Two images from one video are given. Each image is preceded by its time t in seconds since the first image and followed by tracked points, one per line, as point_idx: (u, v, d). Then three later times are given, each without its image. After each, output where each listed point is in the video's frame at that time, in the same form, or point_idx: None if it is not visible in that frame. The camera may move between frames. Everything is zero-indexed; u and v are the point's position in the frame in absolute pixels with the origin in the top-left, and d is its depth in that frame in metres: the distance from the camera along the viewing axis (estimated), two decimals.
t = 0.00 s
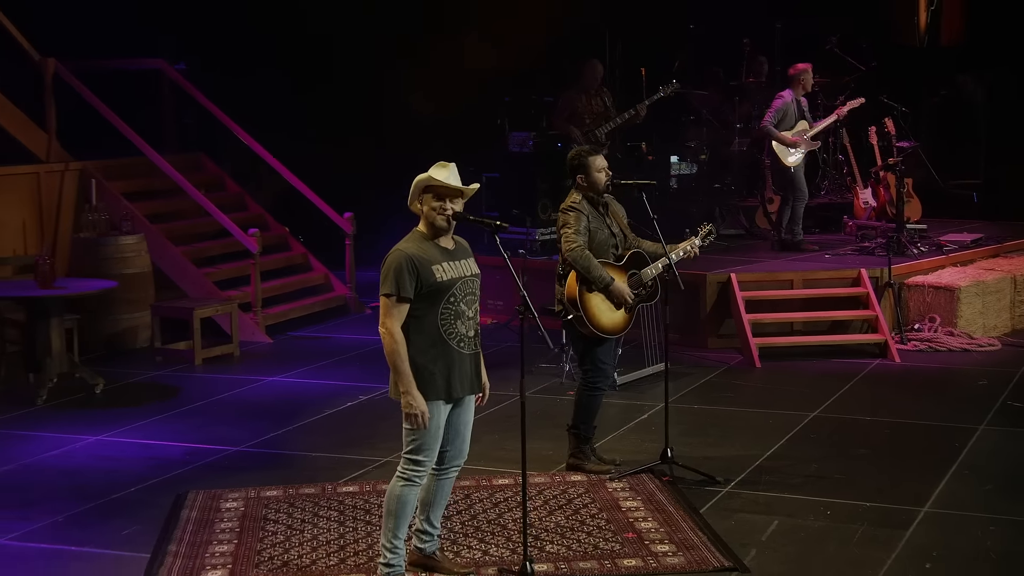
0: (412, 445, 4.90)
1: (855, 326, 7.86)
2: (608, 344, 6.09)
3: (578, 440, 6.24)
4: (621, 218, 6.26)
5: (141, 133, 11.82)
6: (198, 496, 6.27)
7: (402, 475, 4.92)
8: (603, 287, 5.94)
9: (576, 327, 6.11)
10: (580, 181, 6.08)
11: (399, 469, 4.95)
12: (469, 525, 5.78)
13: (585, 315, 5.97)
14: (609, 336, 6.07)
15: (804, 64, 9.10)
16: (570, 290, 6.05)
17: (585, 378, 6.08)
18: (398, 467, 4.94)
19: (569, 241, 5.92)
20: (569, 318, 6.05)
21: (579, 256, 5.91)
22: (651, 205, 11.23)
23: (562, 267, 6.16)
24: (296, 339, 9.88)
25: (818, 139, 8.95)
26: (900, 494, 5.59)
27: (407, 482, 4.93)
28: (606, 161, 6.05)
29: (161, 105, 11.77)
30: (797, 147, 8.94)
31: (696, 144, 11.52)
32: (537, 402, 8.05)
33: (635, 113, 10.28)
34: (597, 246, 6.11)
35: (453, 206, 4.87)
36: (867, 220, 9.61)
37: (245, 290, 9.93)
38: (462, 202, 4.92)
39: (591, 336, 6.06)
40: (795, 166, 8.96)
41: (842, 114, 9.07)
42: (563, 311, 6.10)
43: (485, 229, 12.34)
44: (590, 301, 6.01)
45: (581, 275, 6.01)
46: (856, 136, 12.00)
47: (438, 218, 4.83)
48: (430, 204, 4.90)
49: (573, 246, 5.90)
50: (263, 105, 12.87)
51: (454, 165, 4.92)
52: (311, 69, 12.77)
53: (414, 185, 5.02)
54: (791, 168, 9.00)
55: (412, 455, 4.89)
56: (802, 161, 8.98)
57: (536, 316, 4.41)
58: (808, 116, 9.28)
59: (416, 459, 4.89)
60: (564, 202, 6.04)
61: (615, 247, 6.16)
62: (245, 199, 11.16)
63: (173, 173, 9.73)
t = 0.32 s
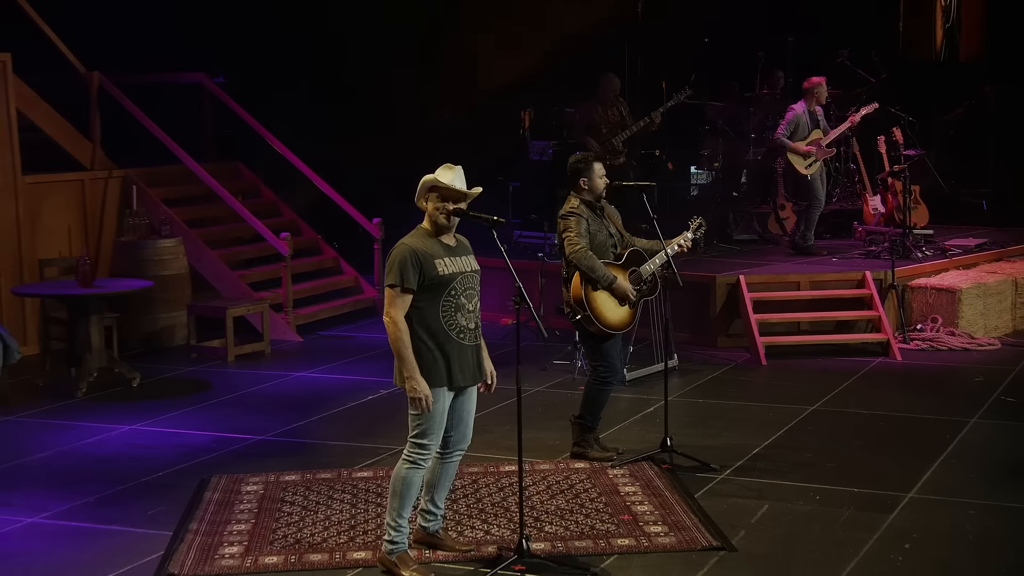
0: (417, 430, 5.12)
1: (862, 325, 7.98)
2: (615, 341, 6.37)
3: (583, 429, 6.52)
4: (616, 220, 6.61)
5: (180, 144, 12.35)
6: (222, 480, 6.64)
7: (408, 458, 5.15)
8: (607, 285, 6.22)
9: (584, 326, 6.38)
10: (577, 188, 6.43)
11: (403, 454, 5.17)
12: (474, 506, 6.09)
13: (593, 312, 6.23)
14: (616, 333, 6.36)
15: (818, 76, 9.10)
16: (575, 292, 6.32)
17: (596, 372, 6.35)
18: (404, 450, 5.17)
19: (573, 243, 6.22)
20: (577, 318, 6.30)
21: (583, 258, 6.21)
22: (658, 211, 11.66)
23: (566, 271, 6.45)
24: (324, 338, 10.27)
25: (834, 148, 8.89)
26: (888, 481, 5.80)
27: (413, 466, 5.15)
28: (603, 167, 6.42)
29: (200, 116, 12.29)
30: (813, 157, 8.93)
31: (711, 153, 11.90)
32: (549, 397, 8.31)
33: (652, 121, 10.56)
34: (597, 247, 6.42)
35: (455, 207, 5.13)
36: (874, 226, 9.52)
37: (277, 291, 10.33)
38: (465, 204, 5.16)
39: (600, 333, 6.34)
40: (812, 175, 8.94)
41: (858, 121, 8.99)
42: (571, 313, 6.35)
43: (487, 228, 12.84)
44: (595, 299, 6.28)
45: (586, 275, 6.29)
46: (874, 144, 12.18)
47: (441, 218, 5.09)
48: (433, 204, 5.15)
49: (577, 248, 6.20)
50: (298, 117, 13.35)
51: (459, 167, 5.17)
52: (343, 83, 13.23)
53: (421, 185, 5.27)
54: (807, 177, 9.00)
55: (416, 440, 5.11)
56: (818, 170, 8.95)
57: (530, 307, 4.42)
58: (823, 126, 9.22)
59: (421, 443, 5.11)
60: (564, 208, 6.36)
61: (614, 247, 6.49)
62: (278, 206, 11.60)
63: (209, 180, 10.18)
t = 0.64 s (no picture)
0: (416, 414, 5.31)
1: (861, 324, 8.21)
2: (614, 328, 6.73)
3: (583, 417, 6.84)
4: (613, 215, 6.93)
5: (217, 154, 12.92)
6: (243, 464, 7.06)
7: (409, 439, 5.36)
8: (623, 274, 6.54)
9: (592, 313, 6.67)
10: (580, 184, 6.71)
11: (404, 435, 5.38)
12: (476, 487, 6.43)
13: (607, 301, 6.54)
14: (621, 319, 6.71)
15: (823, 84, 9.34)
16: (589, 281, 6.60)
17: (594, 359, 6.69)
18: (406, 431, 5.37)
19: (591, 237, 6.49)
20: (591, 306, 6.57)
21: (602, 250, 6.49)
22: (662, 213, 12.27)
23: (574, 262, 6.71)
24: (349, 335, 10.72)
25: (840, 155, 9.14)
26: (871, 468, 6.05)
27: (412, 446, 5.36)
28: (602, 166, 6.74)
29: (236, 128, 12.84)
30: (820, 163, 9.15)
31: (719, 161, 12.45)
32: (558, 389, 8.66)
33: (664, 132, 10.89)
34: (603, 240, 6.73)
35: (457, 199, 5.31)
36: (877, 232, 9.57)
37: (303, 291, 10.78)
38: (467, 196, 5.36)
39: (605, 320, 6.67)
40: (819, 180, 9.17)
41: (864, 127, 9.21)
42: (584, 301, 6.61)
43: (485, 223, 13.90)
44: (609, 288, 6.58)
45: (600, 266, 6.58)
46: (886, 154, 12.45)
47: (443, 210, 5.28)
48: (435, 198, 5.34)
49: (597, 240, 6.47)
50: (330, 129, 13.87)
51: (455, 163, 5.40)
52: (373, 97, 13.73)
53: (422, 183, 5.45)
54: (814, 183, 9.24)
55: (416, 423, 5.31)
56: (825, 176, 9.18)
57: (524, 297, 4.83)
58: (830, 132, 9.43)
59: (420, 426, 5.30)
60: (572, 203, 6.61)
61: (617, 240, 6.80)
62: (308, 211, 12.10)
63: (242, 187, 10.69)
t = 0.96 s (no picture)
0: (419, 395, 5.62)
1: (857, 322, 8.53)
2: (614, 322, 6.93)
3: (584, 406, 7.15)
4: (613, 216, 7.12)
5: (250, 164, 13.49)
6: (264, 447, 7.48)
7: (412, 420, 5.67)
8: (628, 270, 6.72)
9: (594, 308, 6.85)
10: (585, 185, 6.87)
11: (408, 416, 5.69)
12: (479, 468, 6.78)
13: (611, 296, 6.72)
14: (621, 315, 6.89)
15: (825, 94, 9.61)
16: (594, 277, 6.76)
17: (597, 353, 6.92)
18: (410, 413, 5.68)
19: (599, 235, 6.66)
20: (595, 300, 6.75)
21: (608, 248, 6.68)
22: (674, 220, 12.65)
23: (578, 258, 6.88)
24: (372, 331, 11.15)
25: (842, 162, 9.45)
26: (855, 452, 6.36)
27: (416, 426, 5.67)
28: (605, 168, 6.91)
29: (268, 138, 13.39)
30: (823, 170, 9.47)
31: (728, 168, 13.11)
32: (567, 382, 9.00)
33: (676, 141, 11.28)
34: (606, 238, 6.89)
35: (461, 198, 5.59)
36: (878, 234, 10.44)
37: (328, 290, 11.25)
38: (467, 199, 5.62)
39: (606, 314, 6.85)
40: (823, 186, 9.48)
41: (863, 135, 9.56)
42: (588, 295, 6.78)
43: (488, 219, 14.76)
44: (614, 284, 6.75)
45: (605, 263, 6.74)
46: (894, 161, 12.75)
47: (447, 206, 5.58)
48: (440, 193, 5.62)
49: (605, 239, 6.66)
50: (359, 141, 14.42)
51: (463, 161, 5.63)
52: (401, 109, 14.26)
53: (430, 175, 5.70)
54: (818, 189, 9.56)
55: (419, 404, 5.62)
56: (828, 182, 9.49)
57: (521, 287, 5.04)
58: (831, 141, 9.79)
59: (423, 406, 5.62)
60: (578, 202, 6.76)
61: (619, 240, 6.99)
62: (335, 215, 12.59)
63: (271, 192, 11.19)
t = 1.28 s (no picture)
0: (421, 379, 6.02)
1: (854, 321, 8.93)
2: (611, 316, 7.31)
3: (585, 396, 7.48)
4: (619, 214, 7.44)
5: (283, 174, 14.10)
6: (287, 432, 7.95)
7: (416, 403, 6.07)
8: (616, 269, 7.06)
9: (590, 302, 7.27)
10: (587, 186, 7.25)
11: (412, 399, 6.09)
12: (486, 452, 7.16)
13: (599, 291, 7.12)
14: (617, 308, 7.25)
15: (828, 104, 9.94)
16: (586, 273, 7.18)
17: (594, 343, 7.35)
18: (414, 396, 6.08)
19: (586, 235, 7.04)
20: (585, 294, 7.18)
21: (596, 247, 7.04)
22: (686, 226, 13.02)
23: (577, 255, 7.31)
24: (395, 329, 11.62)
25: (842, 169, 9.84)
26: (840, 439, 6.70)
27: (419, 407, 6.07)
28: (609, 171, 7.23)
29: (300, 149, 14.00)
30: (823, 176, 9.89)
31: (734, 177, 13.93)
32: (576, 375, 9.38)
33: (692, 151, 11.52)
34: (604, 237, 7.28)
35: (461, 194, 6.02)
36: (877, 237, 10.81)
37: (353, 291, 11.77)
38: (470, 191, 6.09)
39: (601, 308, 7.25)
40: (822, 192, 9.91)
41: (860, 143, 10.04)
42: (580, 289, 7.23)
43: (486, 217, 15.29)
44: (603, 280, 7.13)
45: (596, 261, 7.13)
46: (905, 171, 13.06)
47: (450, 202, 6.00)
48: (443, 191, 6.05)
49: (592, 238, 7.02)
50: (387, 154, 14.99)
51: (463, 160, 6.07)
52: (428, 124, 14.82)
53: (435, 175, 6.14)
54: (818, 195, 9.98)
55: (422, 387, 6.02)
56: (828, 188, 9.90)
57: (518, 280, 5.43)
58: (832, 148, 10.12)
59: (425, 390, 6.01)
60: (577, 203, 7.18)
61: (619, 238, 7.34)
62: (361, 220, 13.12)
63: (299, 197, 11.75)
